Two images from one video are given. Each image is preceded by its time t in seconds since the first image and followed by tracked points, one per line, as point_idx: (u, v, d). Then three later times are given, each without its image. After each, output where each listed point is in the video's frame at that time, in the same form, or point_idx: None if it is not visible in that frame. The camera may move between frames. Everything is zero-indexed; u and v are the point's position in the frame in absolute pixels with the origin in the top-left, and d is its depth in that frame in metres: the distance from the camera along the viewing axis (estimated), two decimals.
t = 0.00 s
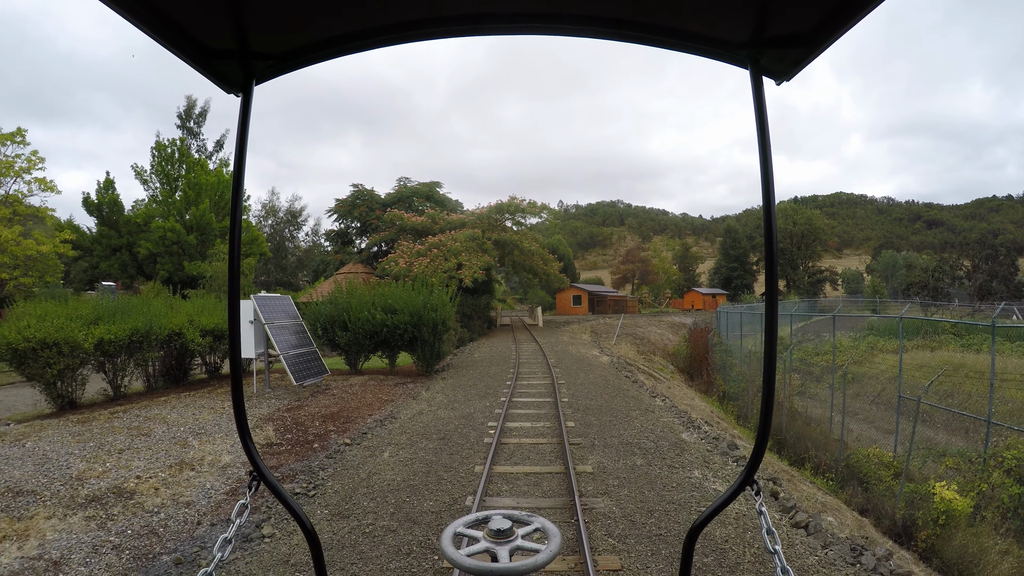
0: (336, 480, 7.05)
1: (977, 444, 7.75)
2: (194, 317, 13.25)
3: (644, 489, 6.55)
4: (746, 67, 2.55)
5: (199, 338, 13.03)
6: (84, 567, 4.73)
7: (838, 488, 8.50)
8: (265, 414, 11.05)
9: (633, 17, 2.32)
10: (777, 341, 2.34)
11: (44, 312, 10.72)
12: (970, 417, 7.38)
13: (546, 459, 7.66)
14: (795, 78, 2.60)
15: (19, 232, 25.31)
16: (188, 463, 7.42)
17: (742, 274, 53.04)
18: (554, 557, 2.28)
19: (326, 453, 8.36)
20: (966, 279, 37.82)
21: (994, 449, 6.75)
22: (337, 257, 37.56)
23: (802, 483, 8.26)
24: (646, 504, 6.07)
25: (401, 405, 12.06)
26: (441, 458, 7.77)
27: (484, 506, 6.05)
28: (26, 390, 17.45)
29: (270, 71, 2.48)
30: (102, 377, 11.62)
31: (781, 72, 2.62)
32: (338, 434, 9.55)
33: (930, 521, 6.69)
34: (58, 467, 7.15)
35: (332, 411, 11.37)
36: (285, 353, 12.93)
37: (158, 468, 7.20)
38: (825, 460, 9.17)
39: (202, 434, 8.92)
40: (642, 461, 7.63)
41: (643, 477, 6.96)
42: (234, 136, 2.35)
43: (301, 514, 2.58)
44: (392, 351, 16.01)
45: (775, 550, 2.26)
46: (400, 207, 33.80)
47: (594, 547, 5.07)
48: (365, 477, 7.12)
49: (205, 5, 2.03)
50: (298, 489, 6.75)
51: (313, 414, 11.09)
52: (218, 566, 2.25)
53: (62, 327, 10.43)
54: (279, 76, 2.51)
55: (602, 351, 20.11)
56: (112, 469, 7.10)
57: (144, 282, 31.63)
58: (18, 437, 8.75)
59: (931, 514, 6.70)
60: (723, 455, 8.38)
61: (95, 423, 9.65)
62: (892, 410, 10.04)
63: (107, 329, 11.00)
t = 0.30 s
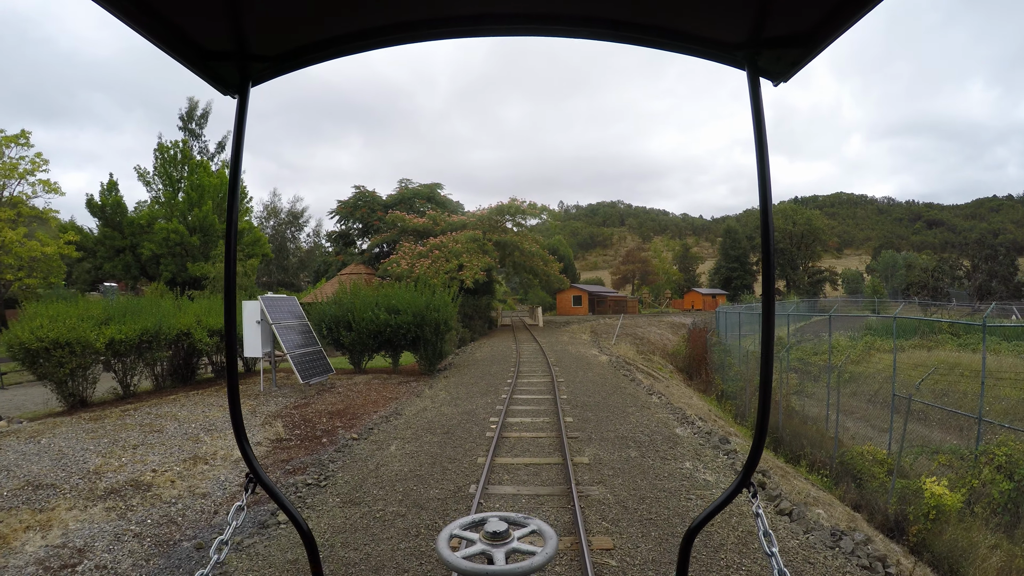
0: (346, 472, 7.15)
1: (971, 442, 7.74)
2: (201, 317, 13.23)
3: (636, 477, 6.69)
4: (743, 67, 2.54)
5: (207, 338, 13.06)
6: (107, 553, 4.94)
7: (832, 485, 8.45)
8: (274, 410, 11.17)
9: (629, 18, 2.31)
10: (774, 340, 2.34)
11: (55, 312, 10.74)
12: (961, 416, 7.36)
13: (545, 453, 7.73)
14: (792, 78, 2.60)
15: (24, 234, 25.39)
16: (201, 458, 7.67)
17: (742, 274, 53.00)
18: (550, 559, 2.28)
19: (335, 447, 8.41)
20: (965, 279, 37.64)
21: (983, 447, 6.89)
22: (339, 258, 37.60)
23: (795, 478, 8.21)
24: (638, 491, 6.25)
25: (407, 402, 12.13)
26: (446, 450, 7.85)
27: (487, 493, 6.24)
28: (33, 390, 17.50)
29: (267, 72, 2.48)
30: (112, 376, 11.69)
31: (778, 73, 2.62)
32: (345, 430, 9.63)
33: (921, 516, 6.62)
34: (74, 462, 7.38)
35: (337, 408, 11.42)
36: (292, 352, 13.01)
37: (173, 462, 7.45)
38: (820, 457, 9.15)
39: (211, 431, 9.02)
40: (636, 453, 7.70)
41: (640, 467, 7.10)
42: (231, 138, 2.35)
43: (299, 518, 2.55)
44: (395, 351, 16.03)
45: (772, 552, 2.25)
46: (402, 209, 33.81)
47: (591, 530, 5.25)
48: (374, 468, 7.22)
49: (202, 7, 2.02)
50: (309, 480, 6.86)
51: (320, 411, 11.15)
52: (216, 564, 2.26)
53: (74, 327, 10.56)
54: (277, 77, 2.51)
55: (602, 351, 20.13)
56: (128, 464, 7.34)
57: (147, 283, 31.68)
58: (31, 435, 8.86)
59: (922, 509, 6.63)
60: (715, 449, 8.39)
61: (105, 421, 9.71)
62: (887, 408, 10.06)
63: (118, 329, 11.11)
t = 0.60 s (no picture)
0: (357, 463, 7.34)
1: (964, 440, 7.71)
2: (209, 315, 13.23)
3: (630, 467, 6.90)
4: (740, 69, 2.54)
5: (216, 336, 13.08)
6: (130, 541, 5.03)
7: (827, 481, 8.41)
8: (283, 407, 11.26)
9: (628, 18, 2.31)
10: (771, 342, 2.34)
11: (66, 312, 10.81)
12: (952, 413, 7.35)
13: (544, 445, 7.95)
14: (790, 80, 2.60)
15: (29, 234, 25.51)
16: (215, 451, 7.78)
17: (743, 275, 52.98)
18: (550, 558, 2.28)
19: (344, 441, 8.54)
20: (966, 279, 37.45)
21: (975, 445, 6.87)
22: (341, 258, 37.67)
23: (789, 474, 8.22)
24: (632, 479, 6.50)
25: (412, 398, 12.20)
26: (451, 443, 8.09)
27: (490, 481, 6.51)
28: (43, 387, 17.64)
29: (267, 73, 2.48)
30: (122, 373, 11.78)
31: (776, 75, 2.61)
32: (353, 425, 9.71)
33: (912, 511, 6.58)
34: (91, 456, 7.46)
35: (345, 405, 11.50)
36: (300, 351, 13.08)
37: (188, 455, 7.55)
38: (815, 454, 9.11)
39: (222, 427, 9.10)
40: (631, 446, 7.87)
41: (635, 457, 7.36)
42: (232, 138, 2.35)
43: (300, 517, 2.53)
44: (398, 350, 16.07)
45: (771, 551, 2.25)
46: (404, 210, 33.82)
47: (586, 513, 5.54)
48: (382, 459, 7.43)
49: (201, 8, 2.03)
50: (321, 470, 7.06)
51: (327, 407, 11.24)
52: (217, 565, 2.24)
53: (86, 326, 10.65)
54: (276, 78, 2.51)
55: (601, 351, 20.17)
56: (143, 458, 7.44)
57: (151, 283, 31.75)
58: (47, 430, 8.93)
59: (913, 505, 6.59)
60: (708, 442, 8.53)
61: (118, 417, 9.74)
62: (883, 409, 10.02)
63: (129, 328, 11.20)
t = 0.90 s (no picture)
0: (365, 455, 7.66)
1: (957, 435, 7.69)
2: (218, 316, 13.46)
3: (627, 457, 7.26)
4: (742, 68, 2.55)
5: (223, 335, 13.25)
6: (151, 529, 5.29)
7: (822, 478, 8.49)
8: (293, 402, 11.42)
9: (630, 17, 2.31)
10: (773, 339, 2.34)
11: (79, 310, 10.90)
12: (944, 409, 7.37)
13: (544, 437, 8.29)
14: (791, 80, 2.60)
15: (33, 234, 25.55)
16: (228, 445, 8.02)
17: (743, 275, 52.96)
18: (553, 554, 2.28)
19: (351, 435, 8.82)
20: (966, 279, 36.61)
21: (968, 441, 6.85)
22: (344, 258, 37.76)
23: (783, 469, 8.24)
24: (627, 469, 6.83)
25: (417, 393, 12.34)
26: (456, 436, 8.40)
27: (494, 470, 6.86)
28: (54, 385, 17.77)
29: (270, 73, 2.49)
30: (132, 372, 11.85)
31: (778, 74, 2.61)
32: (360, 420, 9.90)
33: (904, 506, 6.66)
34: (107, 450, 7.65)
35: (353, 400, 11.62)
36: (306, 348, 13.04)
37: (202, 449, 7.77)
38: (811, 451, 9.15)
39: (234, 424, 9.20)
40: (628, 438, 8.17)
41: (631, 448, 7.70)
42: (236, 137, 2.36)
43: (303, 514, 2.54)
44: (402, 348, 16.08)
45: (773, 547, 2.25)
46: (406, 210, 33.86)
47: (585, 498, 5.91)
48: (390, 451, 7.75)
49: (206, 7, 2.04)
50: (331, 461, 7.37)
51: (334, 403, 11.37)
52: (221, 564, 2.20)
53: (98, 325, 10.67)
54: (280, 76, 2.52)
55: (601, 349, 20.21)
56: (158, 451, 7.65)
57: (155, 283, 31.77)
58: (61, 425, 9.02)
59: (905, 499, 6.67)
60: (700, 434, 8.80)
61: (132, 414, 9.80)
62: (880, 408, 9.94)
63: (140, 328, 11.24)
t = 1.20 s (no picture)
0: (373, 448, 7.89)
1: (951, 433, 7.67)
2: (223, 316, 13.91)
3: (622, 450, 7.52)
4: (739, 68, 2.54)
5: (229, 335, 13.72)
6: (168, 519, 5.53)
7: (818, 474, 8.37)
8: (299, 400, 11.54)
9: (629, 17, 2.31)
10: (769, 339, 2.34)
11: (88, 310, 10.94)
12: (935, 408, 7.36)
13: (543, 431, 8.52)
14: (788, 79, 2.60)
15: (37, 235, 25.63)
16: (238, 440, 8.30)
17: (743, 275, 52.91)
18: (547, 559, 2.27)
19: (357, 431, 8.97)
20: (966, 279, 37.03)
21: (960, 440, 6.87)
22: (345, 258, 37.83)
23: (778, 466, 8.25)
24: (621, 460, 7.09)
25: (421, 391, 12.43)
26: (458, 430, 8.64)
27: (495, 461, 7.13)
28: (64, 385, 17.87)
29: (264, 72, 2.49)
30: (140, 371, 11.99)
31: (775, 73, 2.61)
32: (366, 416, 10.06)
33: (896, 501, 6.66)
34: (120, 446, 7.81)
35: (358, 398, 11.72)
36: (311, 348, 13.23)
37: (213, 445, 7.98)
38: (807, 448, 9.12)
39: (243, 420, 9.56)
40: (622, 432, 8.45)
41: (626, 441, 7.95)
42: (229, 136, 2.35)
43: (297, 518, 2.54)
44: (405, 348, 16.10)
45: (769, 552, 2.23)
46: (407, 212, 33.88)
47: (580, 487, 6.19)
48: (396, 445, 7.98)
49: (199, 7, 2.03)
50: (338, 455, 7.61)
51: (340, 400, 11.49)
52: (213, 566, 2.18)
53: (108, 326, 10.75)
54: (273, 76, 2.51)
55: (600, 348, 20.24)
56: (171, 447, 7.84)
57: (158, 284, 31.83)
58: (73, 423, 9.14)
59: (897, 494, 6.67)
60: (695, 430, 8.98)
61: (141, 412, 9.89)
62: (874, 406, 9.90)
63: (150, 327, 11.37)
